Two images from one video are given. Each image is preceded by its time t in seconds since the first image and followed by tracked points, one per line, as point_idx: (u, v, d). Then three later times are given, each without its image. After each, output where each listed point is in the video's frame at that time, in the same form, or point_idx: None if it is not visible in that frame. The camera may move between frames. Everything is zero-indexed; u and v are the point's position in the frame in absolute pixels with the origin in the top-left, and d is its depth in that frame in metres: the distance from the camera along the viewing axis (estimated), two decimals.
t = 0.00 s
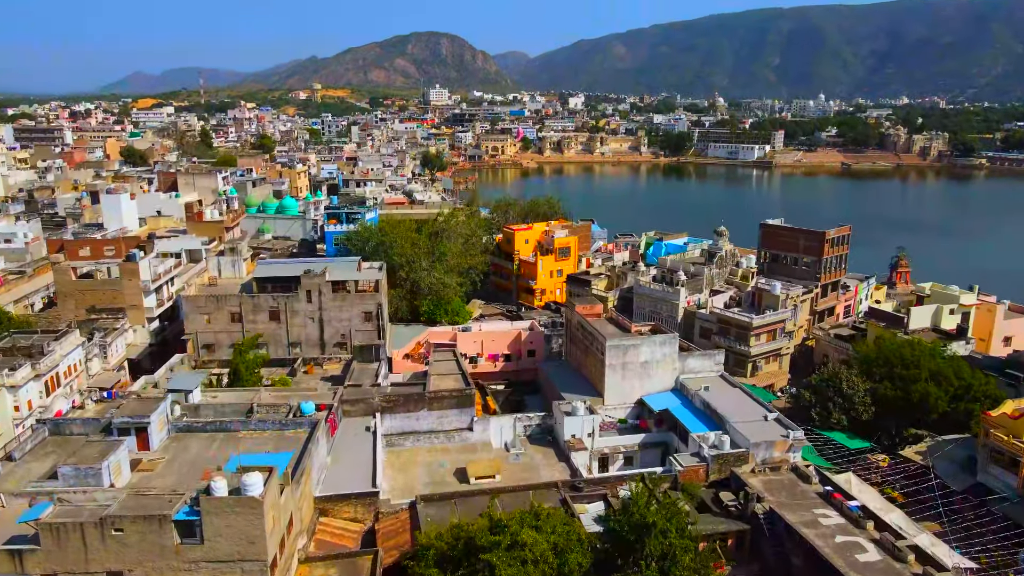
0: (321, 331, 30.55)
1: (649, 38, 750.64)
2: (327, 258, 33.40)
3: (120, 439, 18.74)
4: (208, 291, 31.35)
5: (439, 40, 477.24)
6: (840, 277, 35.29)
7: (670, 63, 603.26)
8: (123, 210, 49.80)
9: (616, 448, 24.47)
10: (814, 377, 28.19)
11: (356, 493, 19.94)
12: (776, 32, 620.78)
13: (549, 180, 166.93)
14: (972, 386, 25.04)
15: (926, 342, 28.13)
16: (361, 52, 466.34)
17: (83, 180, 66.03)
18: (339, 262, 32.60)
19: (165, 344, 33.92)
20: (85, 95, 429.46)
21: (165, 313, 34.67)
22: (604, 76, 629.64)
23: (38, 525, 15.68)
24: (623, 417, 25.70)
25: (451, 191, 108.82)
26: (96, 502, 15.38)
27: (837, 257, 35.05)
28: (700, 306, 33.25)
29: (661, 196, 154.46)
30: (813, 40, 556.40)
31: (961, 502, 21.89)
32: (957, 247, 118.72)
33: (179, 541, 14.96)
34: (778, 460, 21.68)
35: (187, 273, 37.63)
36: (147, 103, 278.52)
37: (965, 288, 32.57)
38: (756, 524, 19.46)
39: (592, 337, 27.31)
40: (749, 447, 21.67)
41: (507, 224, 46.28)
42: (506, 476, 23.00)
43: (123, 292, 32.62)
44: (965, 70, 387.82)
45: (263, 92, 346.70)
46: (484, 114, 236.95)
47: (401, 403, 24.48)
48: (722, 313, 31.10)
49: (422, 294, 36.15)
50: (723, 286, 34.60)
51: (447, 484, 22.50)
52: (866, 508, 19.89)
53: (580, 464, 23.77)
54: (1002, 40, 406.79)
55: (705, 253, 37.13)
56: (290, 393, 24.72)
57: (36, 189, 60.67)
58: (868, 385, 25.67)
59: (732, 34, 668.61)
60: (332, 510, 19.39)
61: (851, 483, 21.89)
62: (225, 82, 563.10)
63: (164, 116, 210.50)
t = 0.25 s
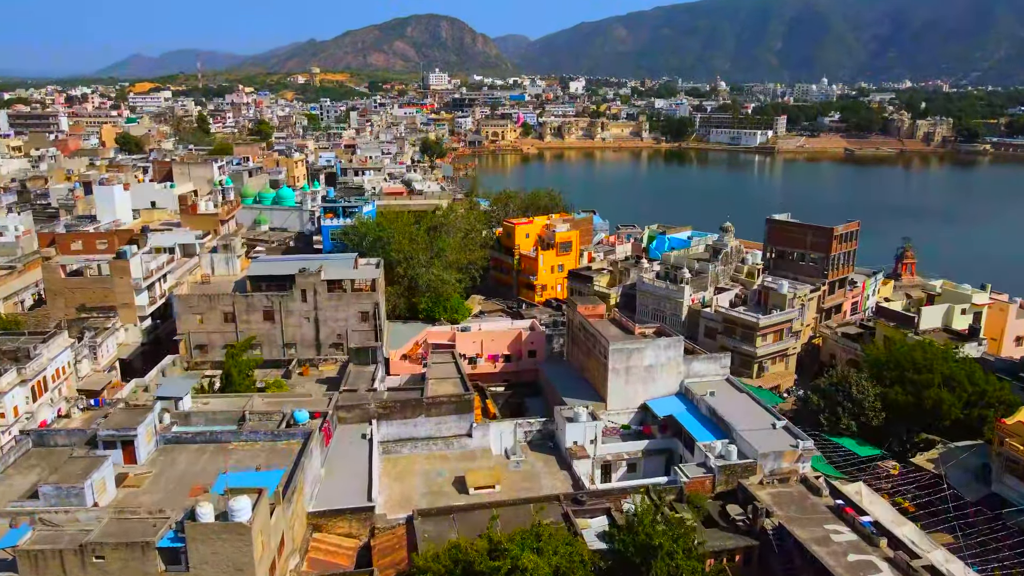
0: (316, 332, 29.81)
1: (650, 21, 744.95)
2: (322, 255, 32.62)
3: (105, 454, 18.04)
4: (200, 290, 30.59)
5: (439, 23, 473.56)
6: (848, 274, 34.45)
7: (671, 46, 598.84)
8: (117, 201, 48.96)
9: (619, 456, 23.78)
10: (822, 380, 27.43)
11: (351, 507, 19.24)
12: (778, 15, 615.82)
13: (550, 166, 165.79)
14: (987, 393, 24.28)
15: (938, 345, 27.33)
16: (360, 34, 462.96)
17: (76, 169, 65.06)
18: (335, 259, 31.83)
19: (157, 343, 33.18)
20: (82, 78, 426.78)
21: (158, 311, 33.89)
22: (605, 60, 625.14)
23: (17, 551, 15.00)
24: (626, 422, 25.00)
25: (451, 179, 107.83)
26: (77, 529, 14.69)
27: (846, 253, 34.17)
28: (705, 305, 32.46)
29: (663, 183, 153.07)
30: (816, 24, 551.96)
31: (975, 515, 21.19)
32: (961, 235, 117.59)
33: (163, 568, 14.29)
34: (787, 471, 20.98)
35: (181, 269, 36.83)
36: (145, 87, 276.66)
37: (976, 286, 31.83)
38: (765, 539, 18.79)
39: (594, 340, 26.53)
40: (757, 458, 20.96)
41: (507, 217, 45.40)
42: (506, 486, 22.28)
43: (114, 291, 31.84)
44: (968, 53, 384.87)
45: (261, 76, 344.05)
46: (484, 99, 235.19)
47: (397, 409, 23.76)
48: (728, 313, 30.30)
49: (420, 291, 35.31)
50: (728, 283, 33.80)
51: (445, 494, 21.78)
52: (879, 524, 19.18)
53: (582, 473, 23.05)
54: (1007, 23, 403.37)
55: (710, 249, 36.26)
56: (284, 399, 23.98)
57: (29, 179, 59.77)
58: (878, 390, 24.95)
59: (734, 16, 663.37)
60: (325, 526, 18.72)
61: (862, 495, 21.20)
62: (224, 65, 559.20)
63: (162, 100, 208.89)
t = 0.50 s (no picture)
0: (311, 335, 29.08)
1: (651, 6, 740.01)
2: (318, 255, 31.86)
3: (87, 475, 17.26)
4: (192, 292, 29.82)
5: (439, 7, 470.15)
6: (856, 274, 33.66)
7: (672, 32, 595.01)
8: (109, 195, 48.12)
9: (621, 467, 23.15)
10: (832, 385, 26.64)
11: (345, 526, 18.50)
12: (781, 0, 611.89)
13: (550, 153, 164.66)
14: (1003, 402, 23.59)
15: (951, 350, 26.56)
16: (360, 19, 459.82)
17: (70, 161, 64.18)
18: (331, 260, 31.05)
19: (149, 345, 32.47)
20: (80, 64, 424.29)
21: (150, 311, 33.23)
22: (606, 45, 621.11)
23: None
24: (628, 432, 24.36)
25: (450, 169, 106.84)
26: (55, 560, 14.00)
27: (854, 252, 33.37)
28: (710, 306, 31.70)
29: (664, 171, 151.71)
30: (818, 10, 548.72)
31: (991, 531, 20.55)
32: (965, 225, 116.37)
33: None
34: (796, 486, 20.30)
35: (173, 267, 36.04)
36: (142, 74, 274.99)
37: (987, 288, 31.10)
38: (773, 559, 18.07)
39: (597, 346, 25.79)
40: (765, 472, 20.26)
41: (507, 213, 44.57)
42: (506, 499, 21.59)
43: (104, 292, 31.09)
44: (971, 39, 382.73)
45: (260, 61, 341.62)
46: (484, 85, 233.32)
47: (394, 419, 23.04)
48: (734, 316, 29.53)
49: (418, 290, 34.54)
50: (733, 283, 33.04)
51: (443, 508, 21.07)
52: (893, 544, 18.52)
53: (583, 485, 22.39)
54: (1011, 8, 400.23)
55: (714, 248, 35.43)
56: (275, 408, 23.30)
57: (22, 171, 58.86)
58: (889, 398, 24.25)
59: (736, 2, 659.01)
60: (319, 546, 18.08)
61: (874, 510, 20.52)
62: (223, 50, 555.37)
63: (160, 87, 207.27)
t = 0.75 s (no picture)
0: (306, 343, 28.33)
1: None
2: (314, 260, 31.12)
3: (68, 503, 16.55)
4: (184, 299, 29.03)
5: None
6: (865, 279, 32.93)
7: (673, 21, 591.91)
8: (102, 194, 47.22)
9: (624, 484, 22.50)
10: (841, 398, 25.91)
11: (338, 553, 17.78)
12: None
13: (550, 146, 163.60)
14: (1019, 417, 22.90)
15: (965, 362, 25.86)
16: (358, 9, 456.88)
17: (65, 157, 63.30)
18: (327, 266, 30.28)
19: (141, 352, 31.70)
20: (77, 54, 421.86)
21: (142, 317, 32.46)
22: (607, 35, 617.84)
23: None
24: (632, 447, 23.68)
25: (450, 163, 105.93)
26: None
27: (862, 257, 32.58)
28: (715, 313, 30.98)
29: (665, 164, 150.45)
30: None
31: (1007, 555, 19.90)
32: (970, 219, 115.17)
33: None
34: (808, 509, 19.57)
35: (166, 271, 35.26)
36: (138, 65, 273.19)
37: (1000, 295, 30.37)
38: None
39: (600, 357, 25.04)
40: (775, 494, 19.54)
41: (507, 213, 43.74)
42: (506, 519, 20.88)
43: (94, 298, 30.31)
44: (973, 29, 380.68)
45: (258, 52, 339.51)
46: (484, 76, 231.86)
47: (390, 435, 22.28)
48: (740, 323, 28.77)
49: (416, 295, 33.77)
50: (739, 289, 32.27)
51: (440, 530, 20.35)
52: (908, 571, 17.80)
53: (586, 504, 21.70)
54: None
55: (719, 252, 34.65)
56: (268, 424, 22.56)
57: (15, 168, 57.94)
58: (901, 412, 23.53)
59: None
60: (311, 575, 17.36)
61: (888, 532, 19.81)
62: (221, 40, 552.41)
63: (157, 78, 205.78)
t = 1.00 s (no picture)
0: (301, 360, 27.56)
1: None
2: (309, 273, 30.37)
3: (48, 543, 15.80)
4: (175, 314, 28.26)
5: None
6: (873, 292, 32.16)
7: (673, 19, 590.67)
8: (95, 201, 46.42)
9: (628, 511, 21.72)
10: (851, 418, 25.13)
11: None
12: None
13: (551, 146, 162.75)
14: None
15: (979, 381, 25.10)
16: (358, 7, 455.60)
17: (59, 161, 62.51)
18: (322, 279, 29.49)
19: (132, 367, 30.92)
20: (76, 52, 420.75)
21: (133, 331, 31.69)
22: (607, 33, 616.72)
23: None
24: (636, 471, 22.93)
25: (449, 164, 105.17)
26: None
27: (871, 269, 31.82)
28: (720, 328, 30.21)
29: (666, 164, 149.53)
30: None
31: None
32: (974, 220, 114.03)
33: None
34: (819, 540, 18.81)
35: (158, 282, 34.49)
36: (137, 64, 272.07)
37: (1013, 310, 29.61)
38: None
39: (602, 377, 24.28)
40: (786, 526, 18.77)
41: (507, 220, 42.93)
42: (506, 549, 20.10)
43: (83, 312, 29.54)
44: (974, 27, 379.82)
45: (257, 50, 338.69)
46: (484, 75, 231.02)
47: (386, 460, 21.52)
48: (747, 340, 27.96)
49: (414, 307, 33.03)
50: (745, 302, 31.49)
51: (437, 561, 19.59)
52: None
53: (589, 532, 20.94)
54: None
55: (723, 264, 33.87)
56: (260, 449, 21.80)
57: (8, 172, 57.13)
58: (914, 435, 22.75)
59: None
60: None
61: (903, 565, 19.04)
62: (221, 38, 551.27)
63: (156, 78, 204.74)
